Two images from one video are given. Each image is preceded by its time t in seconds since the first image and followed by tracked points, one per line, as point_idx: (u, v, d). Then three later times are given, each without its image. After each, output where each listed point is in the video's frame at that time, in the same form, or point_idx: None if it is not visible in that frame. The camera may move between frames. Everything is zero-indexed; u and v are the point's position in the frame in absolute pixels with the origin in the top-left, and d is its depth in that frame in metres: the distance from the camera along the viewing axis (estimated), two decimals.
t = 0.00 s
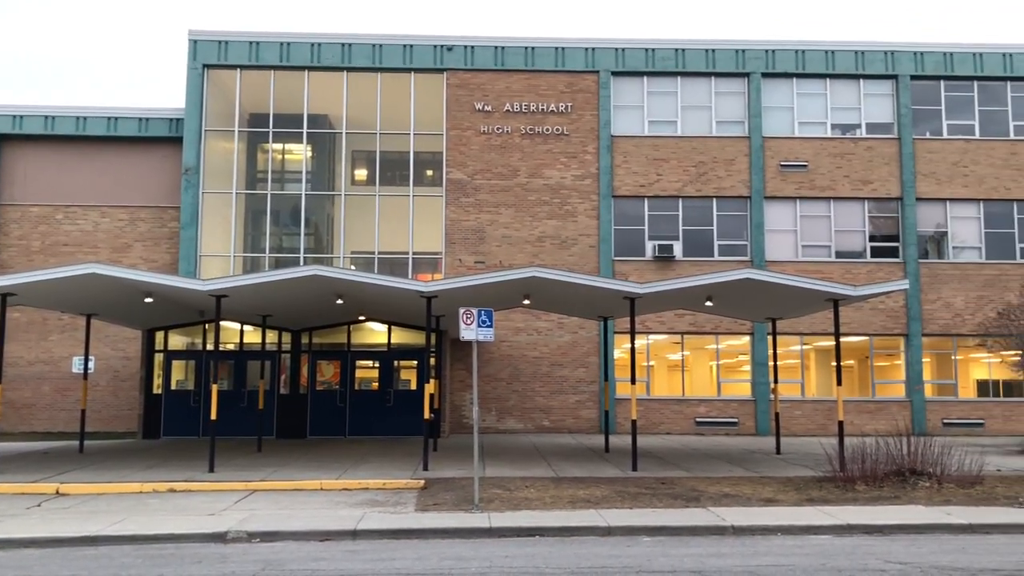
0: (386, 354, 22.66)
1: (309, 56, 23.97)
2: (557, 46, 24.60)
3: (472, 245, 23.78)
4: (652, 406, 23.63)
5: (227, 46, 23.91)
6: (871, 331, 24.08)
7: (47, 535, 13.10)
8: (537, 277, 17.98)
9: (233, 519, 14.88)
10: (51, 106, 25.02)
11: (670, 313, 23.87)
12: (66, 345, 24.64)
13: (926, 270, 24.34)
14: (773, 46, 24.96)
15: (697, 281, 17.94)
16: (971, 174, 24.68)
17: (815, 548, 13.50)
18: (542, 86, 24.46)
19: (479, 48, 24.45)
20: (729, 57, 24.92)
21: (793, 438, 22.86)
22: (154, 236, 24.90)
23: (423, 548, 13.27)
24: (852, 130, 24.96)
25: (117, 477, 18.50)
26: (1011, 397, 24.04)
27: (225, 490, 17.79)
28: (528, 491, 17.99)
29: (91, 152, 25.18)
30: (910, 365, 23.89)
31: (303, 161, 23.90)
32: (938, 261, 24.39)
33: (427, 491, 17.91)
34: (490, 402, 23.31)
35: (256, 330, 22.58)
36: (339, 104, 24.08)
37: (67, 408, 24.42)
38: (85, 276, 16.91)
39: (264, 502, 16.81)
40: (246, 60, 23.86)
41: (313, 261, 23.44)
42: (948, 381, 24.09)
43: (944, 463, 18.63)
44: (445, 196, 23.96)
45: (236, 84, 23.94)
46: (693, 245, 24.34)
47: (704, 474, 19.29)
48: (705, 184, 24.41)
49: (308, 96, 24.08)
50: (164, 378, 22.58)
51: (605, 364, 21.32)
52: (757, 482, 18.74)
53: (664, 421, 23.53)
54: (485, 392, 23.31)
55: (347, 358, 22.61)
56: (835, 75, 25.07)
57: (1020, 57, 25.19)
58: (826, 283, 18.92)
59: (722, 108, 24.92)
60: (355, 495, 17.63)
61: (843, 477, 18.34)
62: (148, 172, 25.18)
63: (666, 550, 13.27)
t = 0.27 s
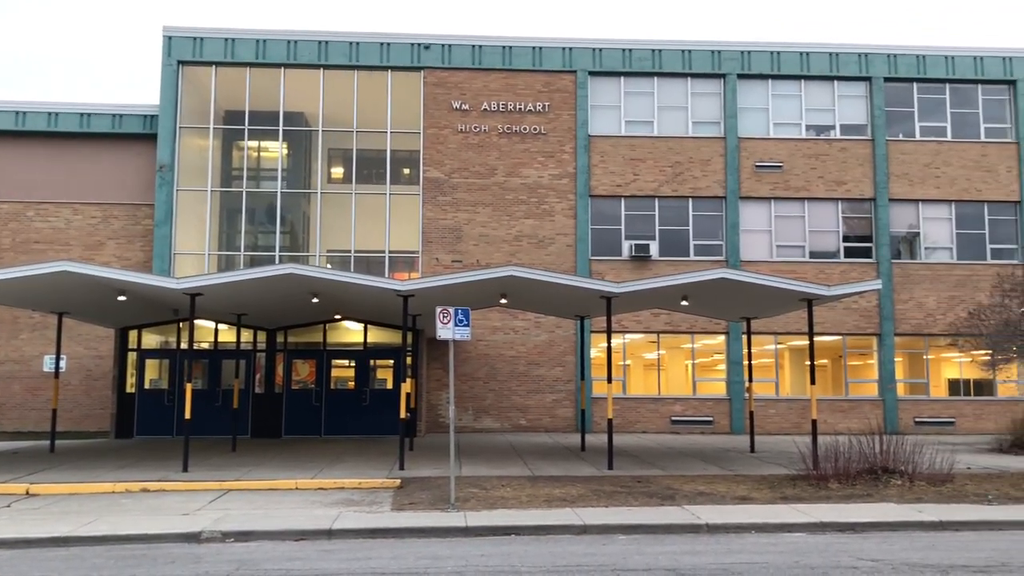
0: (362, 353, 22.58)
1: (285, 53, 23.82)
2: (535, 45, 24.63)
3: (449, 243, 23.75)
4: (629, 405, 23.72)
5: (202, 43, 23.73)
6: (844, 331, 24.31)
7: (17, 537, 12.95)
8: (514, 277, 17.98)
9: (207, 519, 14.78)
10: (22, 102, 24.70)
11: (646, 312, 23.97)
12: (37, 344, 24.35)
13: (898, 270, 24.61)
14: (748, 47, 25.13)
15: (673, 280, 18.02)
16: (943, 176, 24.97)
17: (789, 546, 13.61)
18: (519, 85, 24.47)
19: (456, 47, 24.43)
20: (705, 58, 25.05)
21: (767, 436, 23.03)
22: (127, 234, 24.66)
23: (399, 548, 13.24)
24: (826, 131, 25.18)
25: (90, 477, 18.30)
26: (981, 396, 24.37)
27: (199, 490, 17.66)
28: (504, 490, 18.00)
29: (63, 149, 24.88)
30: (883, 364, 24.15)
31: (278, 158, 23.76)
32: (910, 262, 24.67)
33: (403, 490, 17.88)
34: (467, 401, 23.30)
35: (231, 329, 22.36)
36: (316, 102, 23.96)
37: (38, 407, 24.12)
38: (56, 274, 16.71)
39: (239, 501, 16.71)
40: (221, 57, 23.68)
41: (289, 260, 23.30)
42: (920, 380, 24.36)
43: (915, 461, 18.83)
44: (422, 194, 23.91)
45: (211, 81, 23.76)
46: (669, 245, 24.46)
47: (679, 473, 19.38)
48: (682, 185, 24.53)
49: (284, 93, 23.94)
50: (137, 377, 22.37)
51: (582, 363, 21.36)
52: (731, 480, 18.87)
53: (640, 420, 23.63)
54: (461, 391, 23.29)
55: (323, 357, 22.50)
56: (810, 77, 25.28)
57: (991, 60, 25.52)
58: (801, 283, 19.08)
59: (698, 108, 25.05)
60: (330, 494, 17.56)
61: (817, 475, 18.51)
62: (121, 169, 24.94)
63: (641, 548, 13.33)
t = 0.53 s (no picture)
0: (338, 352, 22.48)
1: (260, 50, 23.68)
2: (511, 45, 24.63)
3: (425, 242, 23.69)
4: (604, 404, 23.78)
5: (177, 39, 23.52)
6: (818, 330, 24.50)
7: None
8: (491, 276, 17.96)
9: (180, 519, 14.65)
10: None
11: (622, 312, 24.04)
12: (7, 343, 24.02)
13: (871, 270, 24.85)
14: (724, 48, 25.27)
15: (649, 279, 18.08)
16: (915, 177, 25.24)
17: (762, 543, 13.70)
18: (496, 84, 24.47)
19: (433, 45, 24.37)
20: (681, 58, 25.17)
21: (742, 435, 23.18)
22: (99, 232, 24.40)
23: (374, 547, 13.19)
24: (801, 133, 25.37)
25: (61, 477, 18.09)
26: (952, 395, 24.67)
27: (172, 490, 17.50)
28: (480, 489, 17.99)
29: (33, 145, 24.56)
30: (856, 363, 24.37)
31: (253, 156, 23.61)
32: (883, 262, 24.91)
33: (378, 489, 17.82)
34: (443, 400, 23.26)
35: (204, 327, 22.11)
36: (291, 99, 23.83)
37: (8, 407, 23.80)
38: (27, 272, 16.49)
39: (213, 501, 16.59)
40: (196, 53, 23.49)
41: (264, 258, 23.16)
42: (892, 379, 24.61)
43: (887, 459, 18.99)
44: (398, 192, 23.85)
45: (185, 78, 23.56)
46: (645, 245, 24.55)
47: (655, 471, 19.45)
48: (658, 185, 24.62)
49: (259, 90, 23.79)
50: (109, 376, 22.14)
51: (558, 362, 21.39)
52: (706, 478, 18.97)
53: (616, 419, 23.70)
54: (437, 390, 23.25)
55: (298, 356, 22.37)
56: (784, 78, 25.46)
57: (962, 63, 25.82)
58: (775, 283, 19.20)
59: (674, 108, 25.16)
60: (305, 494, 17.46)
61: (790, 473, 18.62)
62: (93, 166, 24.66)
63: (616, 546, 13.37)
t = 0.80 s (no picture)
0: (314, 351, 22.37)
1: (236, 47, 23.50)
2: (490, 43, 24.59)
3: (402, 241, 23.60)
4: (582, 403, 23.80)
5: (151, 35, 23.30)
6: (793, 329, 24.66)
7: None
8: (468, 275, 17.92)
9: (153, 519, 14.51)
10: None
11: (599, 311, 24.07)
12: None
13: (847, 270, 25.04)
14: (701, 48, 25.36)
15: (626, 279, 18.12)
16: (889, 178, 25.45)
17: (737, 541, 13.76)
18: (474, 83, 24.42)
19: (410, 43, 24.28)
20: (658, 58, 25.24)
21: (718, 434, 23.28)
22: (72, 229, 24.11)
23: (349, 547, 13.12)
24: (777, 133, 25.51)
25: (32, 477, 17.86)
26: (926, 394, 24.91)
27: (146, 490, 17.34)
28: (456, 488, 17.95)
29: (4, 142, 24.22)
30: (830, 362, 24.55)
31: (229, 154, 23.42)
32: (858, 262, 25.11)
33: (355, 489, 17.73)
34: (420, 399, 23.19)
35: (180, 326, 21.86)
36: (268, 97, 23.66)
37: None
38: None
39: (187, 502, 16.44)
40: (171, 50, 23.27)
41: (240, 256, 22.99)
42: (866, 378, 24.82)
43: (861, 457, 19.14)
44: (375, 191, 23.74)
45: (159, 75, 23.33)
46: (622, 244, 24.59)
47: (632, 470, 19.49)
48: (635, 184, 24.67)
49: (235, 87, 23.60)
50: (82, 375, 21.91)
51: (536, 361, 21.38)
52: (682, 477, 19.03)
53: (593, 418, 23.73)
54: (414, 389, 23.18)
55: (274, 355, 22.23)
56: (761, 79, 25.59)
57: (936, 65, 26.06)
58: (751, 282, 19.31)
59: (652, 108, 25.22)
60: (280, 494, 17.34)
61: (765, 472, 18.73)
62: (66, 163, 24.37)
63: (593, 545, 13.38)
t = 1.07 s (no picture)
0: (293, 349, 22.30)
1: (216, 44, 23.37)
2: (471, 41, 24.56)
3: (383, 239, 23.55)
4: (562, 401, 23.84)
5: (129, 31, 23.12)
6: (771, 328, 24.80)
7: None
8: (449, 273, 17.90)
9: (131, 519, 14.40)
10: None
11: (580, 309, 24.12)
12: None
13: (825, 269, 25.21)
14: (682, 48, 25.45)
15: (606, 277, 18.16)
16: (867, 177, 25.65)
17: (716, 539, 13.83)
18: (455, 81, 24.40)
19: (391, 40, 24.23)
20: (639, 58, 25.31)
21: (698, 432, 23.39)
22: (49, 227, 23.87)
23: (329, 546, 13.08)
24: (756, 133, 25.65)
25: (8, 477, 17.68)
26: (903, 391, 25.13)
27: (123, 489, 17.21)
28: (436, 487, 17.94)
29: None
30: (809, 361, 24.72)
31: (208, 151, 23.29)
32: (836, 261, 25.29)
33: (334, 488, 17.68)
34: (400, 398, 23.15)
35: (157, 324, 21.77)
36: (247, 94, 23.54)
37: None
38: None
39: (165, 501, 16.34)
40: (149, 46, 23.10)
41: (219, 254, 22.86)
42: (844, 376, 25.01)
43: (839, 455, 19.28)
44: (356, 188, 23.67)
45: (138, 71, 23.15)
46: (603, 243, 24.64)
47: (612, 468, 19.54)
48: (616, 183, 24.73)
49: (214, 84, 23.46)
50: (58, 373, 21.75)
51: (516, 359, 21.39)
52: (662, 475, 19.10)
53: (573, 416, 23.77)
54: (395, 387, 23.14)
55: (253, 354, 22.14)
56: (741, 78, 25.72)
57: (914, 65, 26.28)
58: (730, 281, 19.40)
59: (632, 107, 25.29)
60: (259, 493, 17.26)
61: (744, 469, 18.83)
62: (43, 159, 24.14)
63: (573, 543, 13.41)
